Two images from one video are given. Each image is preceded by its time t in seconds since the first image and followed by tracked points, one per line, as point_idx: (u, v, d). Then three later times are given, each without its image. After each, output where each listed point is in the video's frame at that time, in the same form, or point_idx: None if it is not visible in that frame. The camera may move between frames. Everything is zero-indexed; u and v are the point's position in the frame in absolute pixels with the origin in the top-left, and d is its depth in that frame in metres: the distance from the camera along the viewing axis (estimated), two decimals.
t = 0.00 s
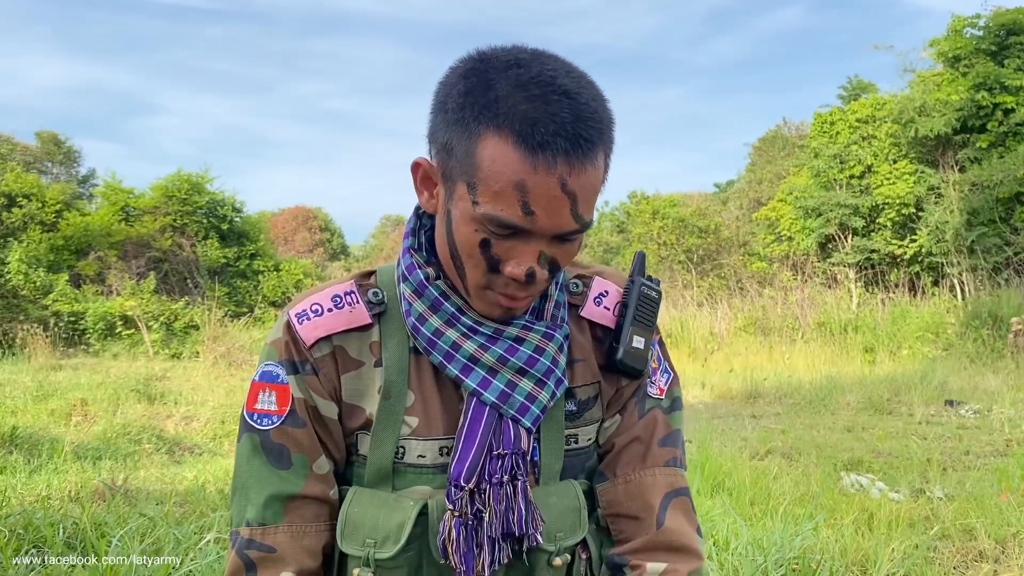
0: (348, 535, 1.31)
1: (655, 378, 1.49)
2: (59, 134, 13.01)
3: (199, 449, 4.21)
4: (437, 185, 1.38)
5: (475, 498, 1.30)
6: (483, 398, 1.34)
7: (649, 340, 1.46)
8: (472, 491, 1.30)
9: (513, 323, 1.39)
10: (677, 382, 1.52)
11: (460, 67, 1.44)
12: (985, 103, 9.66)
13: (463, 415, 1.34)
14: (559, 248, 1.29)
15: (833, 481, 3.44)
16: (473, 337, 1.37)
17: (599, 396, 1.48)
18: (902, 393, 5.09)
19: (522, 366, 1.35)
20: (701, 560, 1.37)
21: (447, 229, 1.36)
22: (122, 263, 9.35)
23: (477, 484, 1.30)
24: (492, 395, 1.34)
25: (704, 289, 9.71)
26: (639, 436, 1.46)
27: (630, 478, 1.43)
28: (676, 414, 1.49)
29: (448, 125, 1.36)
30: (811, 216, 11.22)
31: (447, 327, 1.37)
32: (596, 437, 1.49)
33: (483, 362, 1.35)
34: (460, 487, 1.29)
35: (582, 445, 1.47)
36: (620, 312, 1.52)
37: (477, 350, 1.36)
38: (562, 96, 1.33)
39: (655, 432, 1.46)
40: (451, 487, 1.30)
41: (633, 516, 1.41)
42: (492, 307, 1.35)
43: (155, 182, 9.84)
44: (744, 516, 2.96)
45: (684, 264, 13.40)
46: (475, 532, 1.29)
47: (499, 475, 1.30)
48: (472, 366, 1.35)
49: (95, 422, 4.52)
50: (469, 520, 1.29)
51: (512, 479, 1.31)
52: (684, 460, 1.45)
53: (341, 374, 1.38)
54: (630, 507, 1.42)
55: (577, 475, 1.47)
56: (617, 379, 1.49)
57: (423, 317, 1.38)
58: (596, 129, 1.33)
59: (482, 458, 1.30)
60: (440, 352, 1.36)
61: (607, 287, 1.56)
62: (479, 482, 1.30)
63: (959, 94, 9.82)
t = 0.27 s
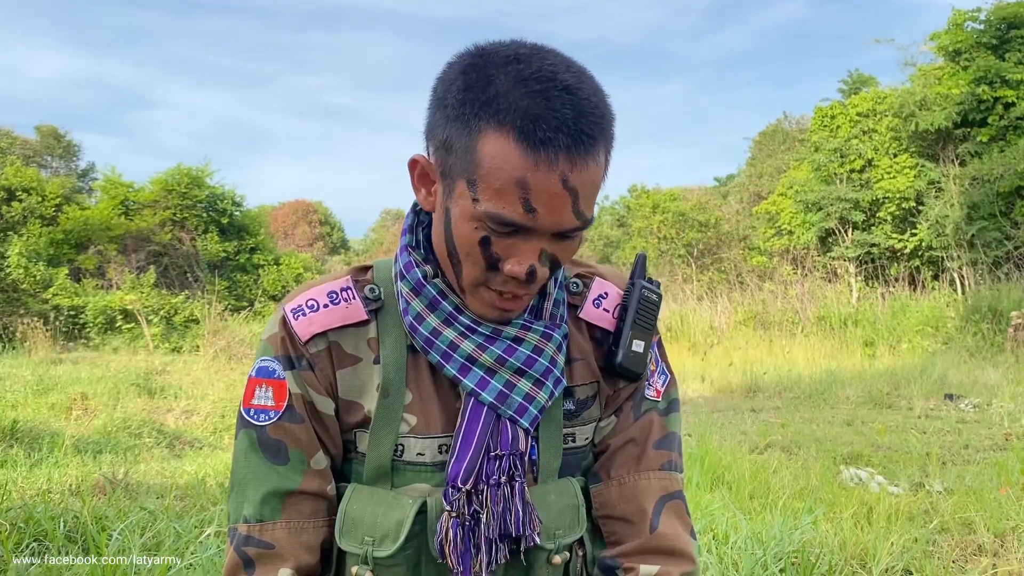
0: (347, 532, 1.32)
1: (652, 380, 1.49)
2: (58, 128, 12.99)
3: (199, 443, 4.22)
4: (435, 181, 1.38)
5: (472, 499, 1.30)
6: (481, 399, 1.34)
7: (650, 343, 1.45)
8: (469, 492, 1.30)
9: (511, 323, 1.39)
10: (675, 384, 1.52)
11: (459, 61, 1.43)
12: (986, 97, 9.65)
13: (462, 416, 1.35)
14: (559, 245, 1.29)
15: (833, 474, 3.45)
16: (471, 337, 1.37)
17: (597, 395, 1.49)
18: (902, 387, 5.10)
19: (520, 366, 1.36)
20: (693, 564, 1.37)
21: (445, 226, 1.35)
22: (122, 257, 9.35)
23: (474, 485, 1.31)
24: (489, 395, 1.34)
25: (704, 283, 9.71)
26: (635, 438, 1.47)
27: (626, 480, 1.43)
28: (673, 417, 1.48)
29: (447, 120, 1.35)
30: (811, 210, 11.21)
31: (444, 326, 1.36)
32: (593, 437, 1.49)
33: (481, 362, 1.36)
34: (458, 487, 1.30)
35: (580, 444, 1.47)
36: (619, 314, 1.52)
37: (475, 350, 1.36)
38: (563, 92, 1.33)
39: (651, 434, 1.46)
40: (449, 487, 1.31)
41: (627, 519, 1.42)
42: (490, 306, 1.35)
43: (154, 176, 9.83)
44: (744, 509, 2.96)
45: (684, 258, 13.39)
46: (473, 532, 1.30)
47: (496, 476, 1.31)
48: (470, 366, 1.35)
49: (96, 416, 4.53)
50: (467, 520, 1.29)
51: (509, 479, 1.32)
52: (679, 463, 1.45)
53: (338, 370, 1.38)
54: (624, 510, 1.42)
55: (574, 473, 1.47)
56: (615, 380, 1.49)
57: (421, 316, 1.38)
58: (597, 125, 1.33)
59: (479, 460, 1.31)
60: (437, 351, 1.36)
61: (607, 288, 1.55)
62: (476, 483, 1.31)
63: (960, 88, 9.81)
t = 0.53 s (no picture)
0: (344, 516, 1.32)
1: (645, 353, 1.49)
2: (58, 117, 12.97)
3: (200, 431, 4.23)
4: (420, 169, 1.37)
5: (464, 481, 1.31)
6: (468, 381, 1.34)
7: (637, 317, 1.45)
8: (461, 474, 1.31)
9: (496, 306, 1.39)
10: (668, 356, 1.52)
11: (446, 48, 1.42)
12: (987, 86, 9.63)
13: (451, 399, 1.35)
14: (545, 232, 1.29)
15: (832, 463, 3.45)
16: (456, 321, 1.36)
17: (588, 373, 1.49)
18: (902, 376, 5.11)
19: (506, 348, 1.36)
20: (696, 537, 1.38)
21: (430, 214, 1.35)
22: (123, 246, 9.36)
23: (465, 467, 1.31)
24: (476, 377, 1.34)
25: (704, 272, 9.71)
26: (630, 413, 1.47)
27: (623, 456, 1.44)
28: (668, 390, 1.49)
29: (435, 108, 1.35)
30: (812, 199, 11.21)
31: (430, 312, 1.36)
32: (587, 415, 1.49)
33: (467, 345, 1.35)
34: (449, 470, 1.30)
35: (573, 422, 1.47)
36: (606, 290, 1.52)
37: (461, 334, 1.36)
38: (551, 79, 1.33)
39: (645, 409, 1.46)
40: (440, 470, 1.31)
41: (628, 495, 1.43)
42: (474, 292, 1.35)
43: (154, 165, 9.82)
44: (744, 497, 2.97)
45: (685, 247, 13.39)
46: (466, 514, 1.30)
47: (486, 457, 1.31)
48: (456, 350, 1.35)
49: (97, 404, 4.54)
50: (459, 503, 1.30)
51: (500, 460, 1.32)
52: (677, 436, 1.46)
53: (327, 361, 1.38)
54: (624, 485, 1.43)
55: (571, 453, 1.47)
56: (605, 357, 1.49)
57: (406, 304, 1.37)
58: (585, 114, 1.33)
59: (468, 442, 1.32)
60: (424, 336, 1.36)
61: (592, 265, 1.55)
62: (467, 465, 1.31)
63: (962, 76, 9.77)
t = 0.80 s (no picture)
0: (345, 491, 1.32)
1: (641, 341, 1.50)
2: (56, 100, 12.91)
3: (202, 414, 4.23)
4: (394, 150, 1.39)
5: (460, 457, 1.31)
6: (463, 359, 1.35)
7: (633, 304, 1.45)
8: (456, 450, 1.31)
9: (492, 284, 1.38)
10: (665, 345, 1.52)
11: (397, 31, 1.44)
12: (989, 68, 9.59)
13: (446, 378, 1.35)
14: (518, 189, 1.29)
15: (832, 446, 3.46)
16: (452, 300, 1.36)
17: (584, 357, 1.49)
18: (902, 359, 5.11)
19: (501, 327, 1.35)
20: (680, 522, 1.38)
21: (409, 192, 1.36)
22: (122, 230, 9.35)
23: (460, 444, 1.31)
24: (471, 356, 1.35)
25: (704, 256, 9.70)
26: (626, 398, 1.47)
27: (614, 439, 1.44)
28: (661, 377, 1.48)
29: (390, 86, 1.36)
30: (813, 182, 11.19)
31: (427, 291, 1.36)
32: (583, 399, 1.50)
33: (463, 324, 1.35)
34: (444, 446, 1.30)
35: (569, 405, 1.48)
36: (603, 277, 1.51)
37: (457, 313, 1.35)
38: (493, 36, 1.32)
39: (641, 394, 1.46)
40: (435, 446, 1.31)
41: (616, 478, 1.43)
42: (465, 265, 1.36)
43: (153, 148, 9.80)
44: (744, 480, 2.98)
45: (685, 231, 13.37)
46: (461, 490, 1.30)
47: (482, 434, 1.32)
48: (452, 329, 1.35)
49: (98, 388, 4.55)
50: (454, 478, 1.30)
51: (496, 436, 1.32)
52: (667, 422, 1.46)
53: (328, 338, 1.39)
54: (613, 468, 1.43)
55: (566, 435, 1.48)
56: (603, 342, 1.49)
57: (404, 283, 1.38)
58: (532, 62, 1.31)
59: (463, 419, 1.32)
60: (421, 316, 1.36)
61: (591, 252, 1.55)
62: (462, 442, 1.31)
63: (964, 58, 9.73)
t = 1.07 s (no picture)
0: (345, 468, 1.33)
1: (644, 307, 1.51)
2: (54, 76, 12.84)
3: (203, 391, 4.24)
4: (398, 109, 1.38)
5: (462, 428, 1.31)
6: (464, 330, 1.34)
7: (636, 270, 1.46)
8: (459, 421, 1.31)
9: (492, 256, 1.38)
10: (667, 311, 1.54)
11: None
12: (993, 44, 9.52)
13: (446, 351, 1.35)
14: (525, 146, 1.29)
15: (831, 421, 3.47)
16: (451, 270, 1.36)
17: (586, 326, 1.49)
18: (902, 336, 5.11)
19: (501, 297, 1.35)
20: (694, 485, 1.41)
21: (412, 151, 1.35)
22: (121, 207, 9.32)
23: (463, 414, 1.31)
24: (472, 325, 1.34)
25: (704, 233, 9.69)
26: (630, 365, 1.48)
27: (623, 407, 1.46)
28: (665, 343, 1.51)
29: (398, 41, 1.36)
30: (814, 159, 11.15)
31: (426, 262, 1.36)
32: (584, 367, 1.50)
33: (463, 294, 1.35)
34: (447, 417, 1.30)
35: (571, 374, 1.48)
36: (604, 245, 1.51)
37: (456, 283, 1.35)
38: None
39: (646, 361, 1.48)
40: (438, 417, 1.31)
41: (627, 445, 1.45)
42: (468, 226, 1.35)
43: (152, 125, 9.76)
44: (744, 455, 2.99)
45: (686, 208, 13.33)
46: (464, 460, 1.30)
47: (484, 403, 1.32)
48: (452, 299, 1.35)
49: (99, 365, 4.55)
50: (457, 449, 1.30)
51: (497, 406, 1.32)
52: (674, 388, 1.48)
53: (324, 315, 1.39)
54: (624, 436, 1.45)
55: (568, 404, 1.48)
56: (604, 310, 1.49)
57: (402, 254, 1.37)
58: (545, 21, 1.33)
59: (466, 390, 1.32)
60: (420, 286, 1.35)
61: (591, 220, 1.54)
62: (465, 412, 1.31)
63: (967, 34, 9.67)
